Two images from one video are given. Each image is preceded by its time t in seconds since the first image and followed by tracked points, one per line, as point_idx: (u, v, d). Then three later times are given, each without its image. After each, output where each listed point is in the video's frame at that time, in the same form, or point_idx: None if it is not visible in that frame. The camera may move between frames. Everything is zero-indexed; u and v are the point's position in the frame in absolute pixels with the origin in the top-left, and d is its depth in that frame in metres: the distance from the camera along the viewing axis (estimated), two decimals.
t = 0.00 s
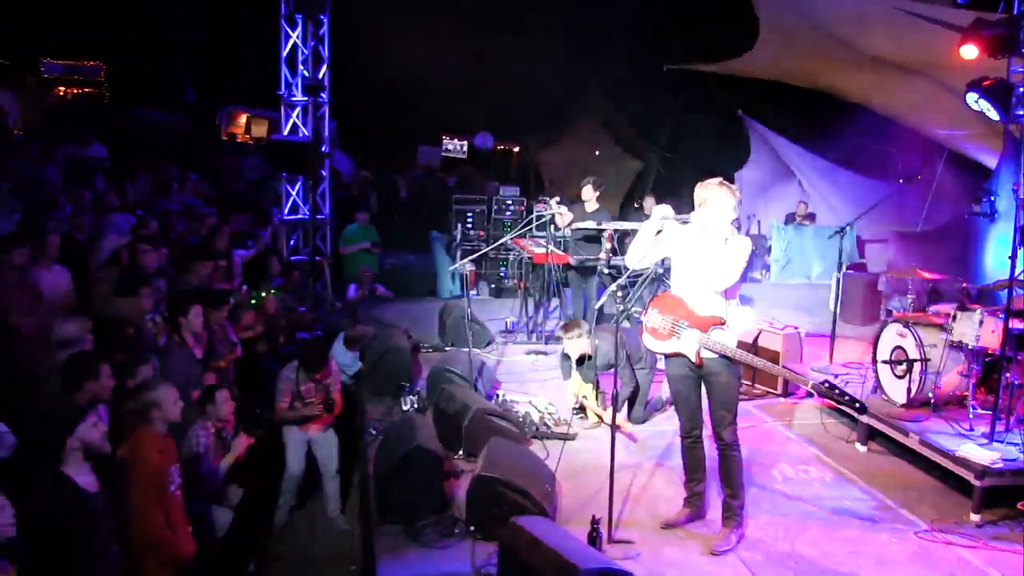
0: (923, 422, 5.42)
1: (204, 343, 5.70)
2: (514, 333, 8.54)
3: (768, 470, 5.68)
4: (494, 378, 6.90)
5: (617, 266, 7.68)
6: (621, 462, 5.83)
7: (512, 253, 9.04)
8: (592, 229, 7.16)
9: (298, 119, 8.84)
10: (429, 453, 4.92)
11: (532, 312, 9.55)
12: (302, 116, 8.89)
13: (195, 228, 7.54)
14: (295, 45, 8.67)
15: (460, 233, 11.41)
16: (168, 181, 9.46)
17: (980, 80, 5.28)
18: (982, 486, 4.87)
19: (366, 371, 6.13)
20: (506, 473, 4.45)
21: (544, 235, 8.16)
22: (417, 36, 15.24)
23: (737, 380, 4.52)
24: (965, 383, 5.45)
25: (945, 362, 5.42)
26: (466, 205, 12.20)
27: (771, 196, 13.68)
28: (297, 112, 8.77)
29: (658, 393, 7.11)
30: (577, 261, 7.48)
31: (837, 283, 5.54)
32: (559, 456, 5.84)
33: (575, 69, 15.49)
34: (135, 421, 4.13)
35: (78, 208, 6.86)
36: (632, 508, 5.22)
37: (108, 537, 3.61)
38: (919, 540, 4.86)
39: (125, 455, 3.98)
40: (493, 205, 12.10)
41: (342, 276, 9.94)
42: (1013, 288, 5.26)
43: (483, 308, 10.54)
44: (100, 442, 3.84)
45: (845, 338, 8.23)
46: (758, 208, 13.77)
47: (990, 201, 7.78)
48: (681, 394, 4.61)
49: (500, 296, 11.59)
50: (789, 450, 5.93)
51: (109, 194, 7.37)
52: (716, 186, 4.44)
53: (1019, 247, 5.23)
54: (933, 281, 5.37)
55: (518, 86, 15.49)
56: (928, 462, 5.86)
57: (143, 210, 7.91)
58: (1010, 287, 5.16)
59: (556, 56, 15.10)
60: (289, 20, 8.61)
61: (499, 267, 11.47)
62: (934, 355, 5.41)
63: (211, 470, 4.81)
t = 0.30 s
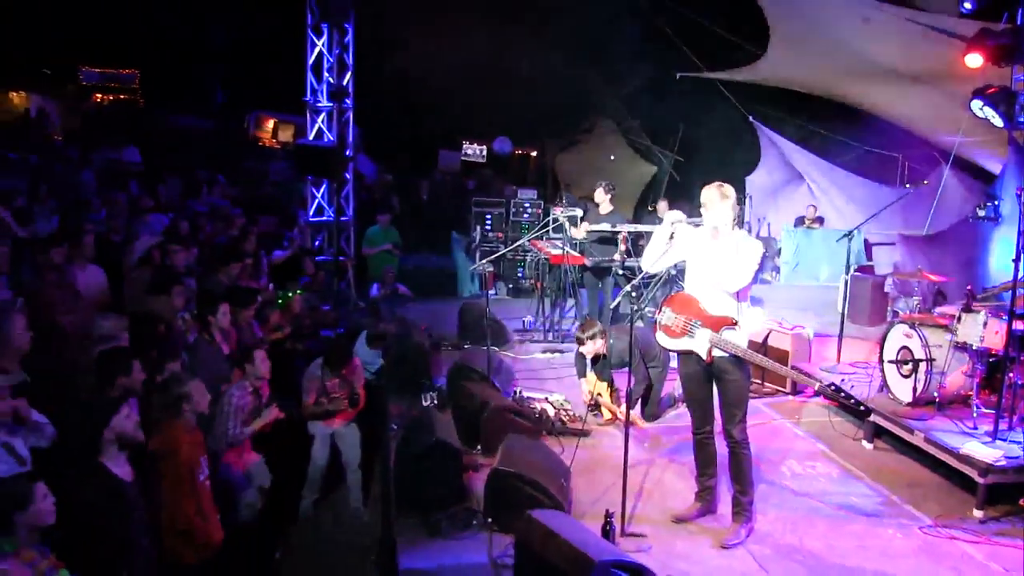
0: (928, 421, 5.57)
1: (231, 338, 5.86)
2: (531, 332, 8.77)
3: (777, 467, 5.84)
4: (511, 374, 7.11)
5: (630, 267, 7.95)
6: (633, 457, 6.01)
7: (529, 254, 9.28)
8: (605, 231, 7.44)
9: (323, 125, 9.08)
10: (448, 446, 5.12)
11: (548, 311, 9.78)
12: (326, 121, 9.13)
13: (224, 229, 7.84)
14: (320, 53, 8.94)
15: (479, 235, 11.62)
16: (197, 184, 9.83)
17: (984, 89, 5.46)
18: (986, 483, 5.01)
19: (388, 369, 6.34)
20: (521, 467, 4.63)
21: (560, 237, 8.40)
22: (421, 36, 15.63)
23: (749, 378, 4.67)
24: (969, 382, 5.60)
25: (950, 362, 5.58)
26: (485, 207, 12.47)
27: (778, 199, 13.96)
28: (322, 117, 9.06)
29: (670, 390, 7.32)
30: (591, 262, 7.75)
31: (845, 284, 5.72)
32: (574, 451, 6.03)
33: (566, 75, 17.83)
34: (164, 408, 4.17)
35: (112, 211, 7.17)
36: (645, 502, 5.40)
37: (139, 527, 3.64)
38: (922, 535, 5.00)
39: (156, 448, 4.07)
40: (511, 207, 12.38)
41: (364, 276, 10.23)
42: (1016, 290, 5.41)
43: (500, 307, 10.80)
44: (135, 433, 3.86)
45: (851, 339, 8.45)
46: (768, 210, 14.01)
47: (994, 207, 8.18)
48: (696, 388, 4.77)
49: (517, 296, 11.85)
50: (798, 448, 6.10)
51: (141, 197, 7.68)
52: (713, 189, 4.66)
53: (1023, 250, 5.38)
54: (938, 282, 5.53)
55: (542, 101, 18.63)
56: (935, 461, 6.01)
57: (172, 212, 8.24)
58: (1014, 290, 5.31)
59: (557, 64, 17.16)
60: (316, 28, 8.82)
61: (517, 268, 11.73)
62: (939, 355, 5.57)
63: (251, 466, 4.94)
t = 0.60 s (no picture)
0: (931, 419, 5.73)
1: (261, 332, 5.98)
2: (546, 331, 8.99)
3: (784, 463, 6.03)
4: (527, 370, 7.34)
5: (645, 269, 8.20)
6: (646, 453, 6.20)
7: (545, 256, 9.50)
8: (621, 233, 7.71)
9: (347, 129, 9.32)
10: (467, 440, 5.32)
11: (563, 311, 10.01)
12: (350, 126, 9.37)
13: (251, 230, 8.10)
14: (344, 60, 9.17)
15: (495, 236, 11.87)
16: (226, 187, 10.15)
17: (988, 96, 5.64)
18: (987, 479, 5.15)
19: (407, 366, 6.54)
20: (537, 462, 4.80)
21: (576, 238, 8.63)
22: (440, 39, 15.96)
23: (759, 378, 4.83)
24: (972, 382, 5.75)
25: (953, 362, 5.73)
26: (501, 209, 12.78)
27: (786, 202, 14.14)
28: (345, 122, 9.33)
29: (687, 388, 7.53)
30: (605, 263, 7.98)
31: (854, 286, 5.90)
32: (587, 446, 6.22)
33: (573, 76, 18.93)
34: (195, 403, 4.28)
35: (144, 212, 7.46)
36: (656, 496, 5.57)
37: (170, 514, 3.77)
38: (925, 529, 5.14)
39: (186, 441, 4.21)
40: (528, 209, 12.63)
41: (386, 275, 10.49)
42: (1018, 291, 5.57)
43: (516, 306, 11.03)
44: (168, 426, 4.02)
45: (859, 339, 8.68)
46: (777, 213, 14.16)
47: (996, 210, 8.31)
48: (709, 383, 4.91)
49: (533, 295, 12.09)
50: (805, 445, 6.29)
51: (171, 198, 7.97)
52: (724, 193, 4.83)
53: None
54: (942, 284, 5.69)
55: (550, 102, 19.61)
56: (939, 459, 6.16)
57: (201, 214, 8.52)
58: (1015, 291, 5.46)
59: (561, 64, 18.19)
60: (339, 36, 9.05)
61: (533, 268, 11.96)
62: (943, 355, 5.74)
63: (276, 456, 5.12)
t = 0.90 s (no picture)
0: (938, 419, 5.84)
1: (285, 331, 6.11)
2: (561, 330, 9.18)
3: (795, 460, 6.17)
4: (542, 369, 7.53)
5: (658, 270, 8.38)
6: (658, 450, 6.34)
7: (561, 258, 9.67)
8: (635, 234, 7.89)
9: (368, 133, 9.54)
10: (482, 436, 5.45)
11: (578, 311, 10.20)
12: (371, 130, 9.58)
13: (273, 230, 8.31)
14: (366, 66, 9.39)
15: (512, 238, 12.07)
16: (250, 189, 10.39)
17: (995, 102, 5.75)
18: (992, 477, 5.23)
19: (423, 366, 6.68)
20: (553, 458, 4.92)
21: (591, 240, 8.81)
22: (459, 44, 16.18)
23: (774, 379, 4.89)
24: (978, 383, 5.86)
25: (959, 363, 5.84)
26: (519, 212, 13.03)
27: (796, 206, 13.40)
28: (366, 126, 9.55)
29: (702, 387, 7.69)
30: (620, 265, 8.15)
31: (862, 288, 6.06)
32: (601, 443, 6.37)
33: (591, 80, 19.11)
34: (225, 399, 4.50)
35: (170, 214, 7.68)
36: (668, 492, 5.70)
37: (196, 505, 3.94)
38: (931, 524, 5.23)
39: (211, 436, 4.38)
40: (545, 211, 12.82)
41: (405, 274, 10.70)
42: None
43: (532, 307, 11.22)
44: (192, 421, 4.20)
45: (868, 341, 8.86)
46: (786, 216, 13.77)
47: (1002, 214, 8.43)
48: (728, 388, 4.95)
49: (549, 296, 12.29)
50: (815, 443, 6.43)
51: (197, 200, 8.18)
52: (756, 199, 4.89)
53: None
54: (948, 287, 5.81)
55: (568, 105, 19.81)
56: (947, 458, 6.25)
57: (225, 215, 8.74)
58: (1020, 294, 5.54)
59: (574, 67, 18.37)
60: (361, 43, 9.32)
61: (548, 270, 12.15)
62: (949, 356, 5.85)
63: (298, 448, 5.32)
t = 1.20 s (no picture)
0: (957, 422, 5.79)
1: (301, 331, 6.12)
2: (576, 330, 9.19)
3: (812, 463, 6.14)
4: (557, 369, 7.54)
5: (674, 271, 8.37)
6: (674, 452, 6.30)
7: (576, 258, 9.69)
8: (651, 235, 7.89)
9: (385, 133, 9.56)
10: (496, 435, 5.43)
11: (593, 312, 10.21)
12: (388, 130, 9.60)
13: (290, 230, 8.35)
14: (383, 66, 9.43)
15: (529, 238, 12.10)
16: (266, 189, 10.44)
17: (1016, 103, 5.70)
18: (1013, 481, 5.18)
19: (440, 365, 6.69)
20: (567, 459, 4.91)
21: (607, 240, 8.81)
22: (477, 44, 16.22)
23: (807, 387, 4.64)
24: (999, 386, 5.81)
25: (979, 366, 5.79)
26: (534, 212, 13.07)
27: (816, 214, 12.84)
28: (383, 126, 9.58)
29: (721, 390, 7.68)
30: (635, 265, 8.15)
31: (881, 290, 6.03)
32: (617, 444, 6.35)
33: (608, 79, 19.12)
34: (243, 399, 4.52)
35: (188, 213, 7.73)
36: (684, 493, 5.67)
37: (213, 504, 3.95)
38: (951, 529, 5.17)
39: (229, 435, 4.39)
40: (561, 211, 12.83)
41: (421, 274, 10.74)
42: None
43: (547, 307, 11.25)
44: (210, 418, 4.19)
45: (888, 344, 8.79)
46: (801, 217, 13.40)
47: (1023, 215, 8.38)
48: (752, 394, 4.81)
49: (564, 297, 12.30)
50: (833, 447, 6.40)
51: (214, 199, 8.22)
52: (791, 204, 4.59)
53: None
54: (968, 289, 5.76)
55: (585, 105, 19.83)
56: (967, 462, 6.19)
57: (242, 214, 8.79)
58: None
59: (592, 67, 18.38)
60: (378, 43, 9.35)
61: (564, 270, 12.17)
62: (969, 359, 5.80)
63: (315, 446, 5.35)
